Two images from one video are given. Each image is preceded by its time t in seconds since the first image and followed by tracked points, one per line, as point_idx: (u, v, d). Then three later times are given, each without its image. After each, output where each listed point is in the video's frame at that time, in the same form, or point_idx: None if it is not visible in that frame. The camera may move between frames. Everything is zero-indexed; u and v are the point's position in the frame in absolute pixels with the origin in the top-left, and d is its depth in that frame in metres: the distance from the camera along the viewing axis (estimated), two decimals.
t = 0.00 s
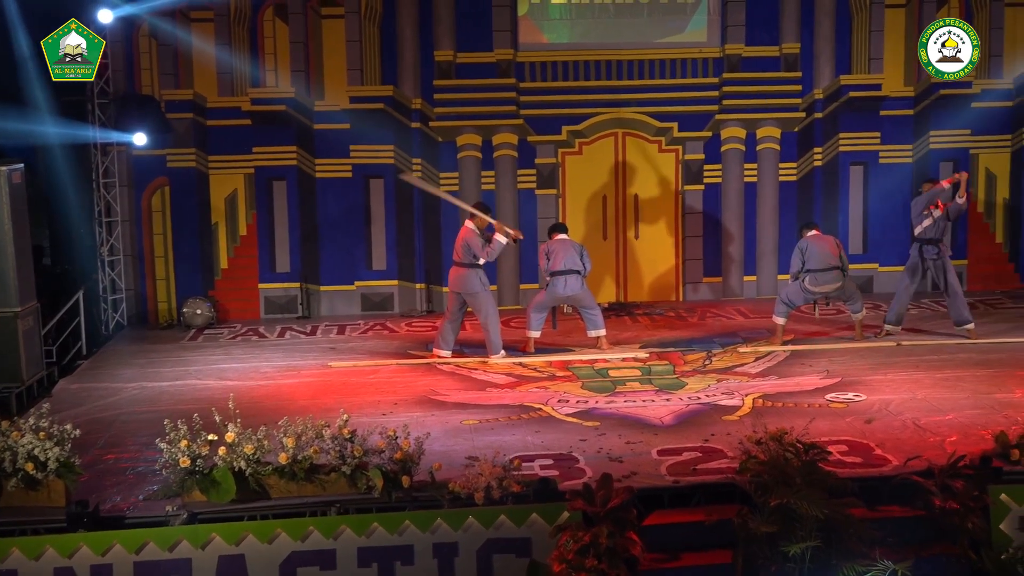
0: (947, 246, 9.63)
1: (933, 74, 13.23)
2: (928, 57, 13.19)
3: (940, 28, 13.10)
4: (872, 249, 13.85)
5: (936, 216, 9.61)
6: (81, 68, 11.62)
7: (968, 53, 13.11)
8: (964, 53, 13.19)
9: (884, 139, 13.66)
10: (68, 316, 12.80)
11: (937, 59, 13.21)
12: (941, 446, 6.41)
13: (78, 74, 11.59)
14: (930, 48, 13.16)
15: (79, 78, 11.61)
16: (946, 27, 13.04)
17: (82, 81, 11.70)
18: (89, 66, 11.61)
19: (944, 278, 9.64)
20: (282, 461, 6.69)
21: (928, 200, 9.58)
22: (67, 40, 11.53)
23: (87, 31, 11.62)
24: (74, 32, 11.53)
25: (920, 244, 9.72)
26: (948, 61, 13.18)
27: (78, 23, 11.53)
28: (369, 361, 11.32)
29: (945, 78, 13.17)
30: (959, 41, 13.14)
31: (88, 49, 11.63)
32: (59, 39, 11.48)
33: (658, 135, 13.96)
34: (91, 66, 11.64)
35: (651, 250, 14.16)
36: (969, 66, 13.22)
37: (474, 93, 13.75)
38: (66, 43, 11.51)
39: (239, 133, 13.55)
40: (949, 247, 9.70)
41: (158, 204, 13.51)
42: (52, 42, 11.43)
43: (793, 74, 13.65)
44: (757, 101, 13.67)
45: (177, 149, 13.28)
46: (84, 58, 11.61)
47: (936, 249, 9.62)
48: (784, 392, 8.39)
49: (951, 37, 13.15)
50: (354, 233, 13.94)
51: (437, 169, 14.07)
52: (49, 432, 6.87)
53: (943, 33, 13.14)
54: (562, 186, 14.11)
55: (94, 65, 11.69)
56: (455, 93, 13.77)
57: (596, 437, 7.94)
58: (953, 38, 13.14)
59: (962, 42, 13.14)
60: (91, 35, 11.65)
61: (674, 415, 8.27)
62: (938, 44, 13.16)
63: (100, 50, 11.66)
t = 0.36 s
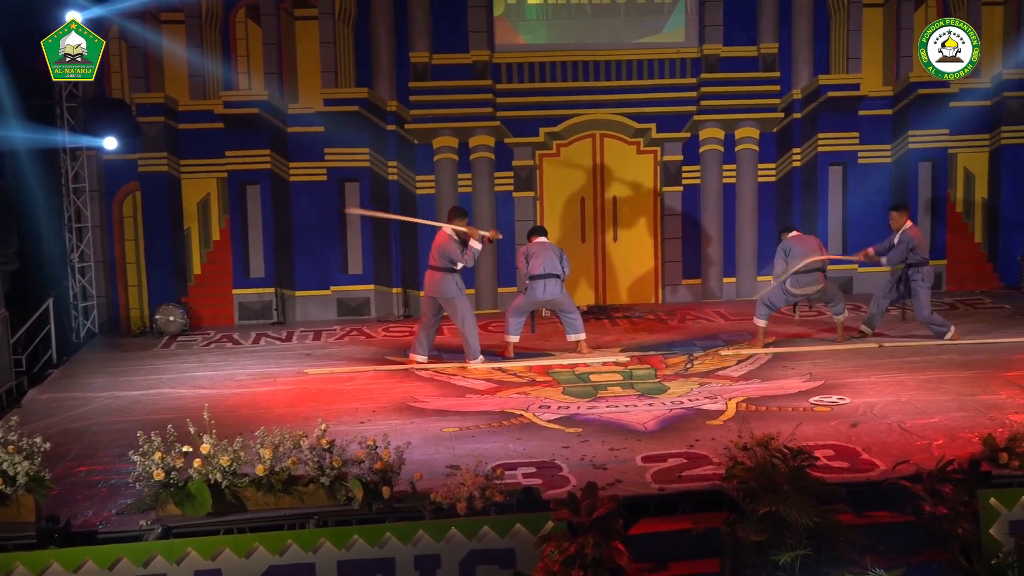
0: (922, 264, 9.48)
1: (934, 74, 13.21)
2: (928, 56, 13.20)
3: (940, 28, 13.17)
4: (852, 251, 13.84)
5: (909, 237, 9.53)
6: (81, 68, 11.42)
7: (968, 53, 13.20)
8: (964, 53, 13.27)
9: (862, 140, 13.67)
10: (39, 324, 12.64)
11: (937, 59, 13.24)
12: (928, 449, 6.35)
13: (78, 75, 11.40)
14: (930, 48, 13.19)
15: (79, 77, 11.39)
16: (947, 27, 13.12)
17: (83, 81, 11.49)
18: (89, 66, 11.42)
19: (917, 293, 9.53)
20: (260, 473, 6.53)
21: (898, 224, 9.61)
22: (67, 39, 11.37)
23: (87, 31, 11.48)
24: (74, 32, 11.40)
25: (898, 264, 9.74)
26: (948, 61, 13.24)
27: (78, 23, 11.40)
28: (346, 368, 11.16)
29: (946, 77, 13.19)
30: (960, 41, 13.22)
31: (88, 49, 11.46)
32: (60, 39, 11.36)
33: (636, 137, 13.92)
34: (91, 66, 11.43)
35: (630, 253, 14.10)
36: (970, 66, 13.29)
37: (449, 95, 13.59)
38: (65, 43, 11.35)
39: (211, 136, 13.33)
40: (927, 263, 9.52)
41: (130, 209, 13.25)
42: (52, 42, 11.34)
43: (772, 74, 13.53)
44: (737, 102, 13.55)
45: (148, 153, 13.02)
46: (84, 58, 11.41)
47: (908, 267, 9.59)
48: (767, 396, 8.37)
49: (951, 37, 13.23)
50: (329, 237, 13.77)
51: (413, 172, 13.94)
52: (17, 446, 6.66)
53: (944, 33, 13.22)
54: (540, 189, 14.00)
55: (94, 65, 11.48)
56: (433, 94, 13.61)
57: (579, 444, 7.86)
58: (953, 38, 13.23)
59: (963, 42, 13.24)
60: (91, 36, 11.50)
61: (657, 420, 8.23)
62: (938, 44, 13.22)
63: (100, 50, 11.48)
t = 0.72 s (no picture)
0: (917, 259, 9.49)
1: (933, 75, 13.16)
2: (928, 57, 13.09)
3: (940, 28, 13.02)
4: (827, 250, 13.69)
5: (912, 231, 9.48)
6: (81, 68, 11.85)
7: (968, 53, 13.03)
8: (964, 53, 13.11)
9: (837, 140, 13.65)
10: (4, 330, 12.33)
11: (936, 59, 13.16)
12: (912, 453, 6.30)
13: (78, 75, 11.84)
14: (930, 48, 13.06)
15: (78, 77, 11.83)
16: (947, 27, 12.96)
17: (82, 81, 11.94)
18: (88, 65, 11.86)
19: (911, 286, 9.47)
20: (233, 484, 6.36)
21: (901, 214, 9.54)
22: (67, 40, 11.76)
23: (85, 31, 11.89)
24: (73, 32, 11.77)
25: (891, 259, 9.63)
26: (947, 61, 13.12)
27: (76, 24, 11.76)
28: (319, 374, 10.99)
29: (946, 78, 13.12)
30: (959, 41, 13.06)
31: (87, 49, 11.86)
32: (59, 39, 11.72)
33: (610, 138, 13.83)
34: (90, 66, 11.86)
35: (605, 255, 14.02)
36: (969, 67, 13.15)
37: (423, 95, 13.43)
38: (65, 43, 11.72)
39: (180, 139, 13.07)
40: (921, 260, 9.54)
41: (97, 213, 12.99)
42: (51, 43, 11.68)
43: (747, 74, 13.46)
44: (710, 103, 13.47)
45: (115, 156, 12.81)
46: (84, 58, 11.83)
47: (904, 261, 9.49)
48: (747, 400, 8.34)
49: (951, 38, 13.08)
50: (300, 241, 13.55)
51: (386, 174, 13.86)
52: None
53: (943, 34, 13.07)
54: (515, 190, 13.91)
55: (94, 64, 11.93)
56: (405, 95, 13.45)
57: (559, 450, 7.77)
58: (953, 38, 13.07)
59: (962, 42, 13.07)
60: (90, 36, 11.96)
61: (637, 425, 8.16)
62: (938, 44, 13.06)
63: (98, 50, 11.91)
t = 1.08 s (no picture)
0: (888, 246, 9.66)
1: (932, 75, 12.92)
2: (928, 57, 12.85)
3: (940, 28, 12.70)
4: (797, 248, 13.68)
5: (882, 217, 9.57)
6: (81, 68, 12.02)
7: (968, 53, 12.71)
8: (964, 53, 12.80)
9: (805, 136, 13.49)
10: None
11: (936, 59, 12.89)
12: (890, 451, 6.27)
13: (79, 74, 11.99)
14: (930, 48, 12.81)
15: (79, 77, 12.01)
16: (947, 27, 12.64)
17: (82, 81, 12.11)
18: (89, 66, 12.03)
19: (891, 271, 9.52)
20: (200, 493, 6.17)
21: (867, 204, 9.54)
22: (67, 40, 11.92)
23: (86, 32, 12.04)
24: (73, 33, 11.95)
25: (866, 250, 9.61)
26: (947, 61, 12.83)
27: (78, 24, 11.97)
28: (287, 378, 10.79)
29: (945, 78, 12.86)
30: (960, 41, 12.73)
31: (87, 49, 12.03)
32: (60, 40, 11.91)
33: (579, 136, 13.72)
34: (90, 66, 12.04)
35: (574, 255, 13.93)
36: (969, 67, 12.83)
37: (389, 95, 13.26)
38: (65, 43, 11.90)
39: (142, 140, 12.84)
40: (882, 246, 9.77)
41: (57, 218, 12.74)
42: (52, 43, 11.86)
43: (715, 71, 13.47)
44: (679, 99, 13.50)
45: (76, 157, 12.51)
46: (84, 58, 12.01)
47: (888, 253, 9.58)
48: (721, 399, 8.31)
49: (951, 37, 12.74)
50: (266, 244, 13.32)
51: (352, 174, 13.66)
52: None
53: (943, 34, 12.74)
54: (483, 190, 13.77)
55: (94, 65, 12.09)
56: (370, 95, 13.28)
57: (533, 453, 7.66)
58: (953, 38, 12.74)
59: (962, 42, 12.73)
60: (91, 36, 12.04)
61: (612, 426, 8.07)
62: (938, 44, 12.76)
63: (100, 51, 12.05)
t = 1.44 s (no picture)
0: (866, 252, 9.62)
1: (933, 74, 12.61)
2: (928, 57, 12.55)
3: (939, 28, 12.40)
4: (765, 245, 13.70)
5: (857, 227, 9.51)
6: (81, 68, 11.41)
7: (968, 53, 12.32)
8: (965, 52, 12.41)
9: (773, 132, 13.54)
10: None
11: (937, 59, 12.57)
12: (866, 448, 6.25)
13: (78, 75, 11.37)
14: (929, 48, 12.54)
15: (79, 78, 11.38)
16: (945, 26, 12.32)
17: (84, 80, 11.55)
18: (89, 66, 11.44)
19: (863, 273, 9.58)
20: (166, 502, 5.98)
21: (846, 220, 9.41)
22: (68, 40, 11.28)
23: (86, 31, 11.44)
24: (74, 33, 11.32)
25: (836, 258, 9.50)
26: (947, 61, 12.49)
27: (78, 24, 11.35)
28: (253, 382, 10.58)
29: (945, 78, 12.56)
30: (960, 41, 12.36)
31: (88, 49, 11.39)
32: (60, 39, 11.28)
33: (545, 134, 13.59)
34: (90, 66, 11.42)
35: (542, 254, 13.83)
36: (970, 66, 12.44)
37: (353, 95, 13.10)
38: (66, 43, 11.27)
39: (101, 142, 12.56)
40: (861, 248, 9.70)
41: (14, 221, 12.35)
42: (52, 43, 11.21)
43: (682, 68, 13.36)
44: (647, 96, 13.40)
45: (33, 159, 12.22)
46: (84, 59, 11.37)
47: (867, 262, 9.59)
48: (695, 398, 8.28)
49: (951, 37, 12.40)
50: (229, 246, 13.08)
51: (316, 174, 13.42)
52: None
53: (943, 33, 12.42)
54: (449, 188, 13.61)
55: (93, 65, 11.50)
56: (333, 94, 13.12)
57: (506, 455, 7.55)
58: (954, 38, 12.38)
59: (963, 42, 12.35)
60: (91, 36, 11.45)
61: (584, 427, 7.99)
62: (938, 44, 12.47)
63: (99, 50, 11.43)
